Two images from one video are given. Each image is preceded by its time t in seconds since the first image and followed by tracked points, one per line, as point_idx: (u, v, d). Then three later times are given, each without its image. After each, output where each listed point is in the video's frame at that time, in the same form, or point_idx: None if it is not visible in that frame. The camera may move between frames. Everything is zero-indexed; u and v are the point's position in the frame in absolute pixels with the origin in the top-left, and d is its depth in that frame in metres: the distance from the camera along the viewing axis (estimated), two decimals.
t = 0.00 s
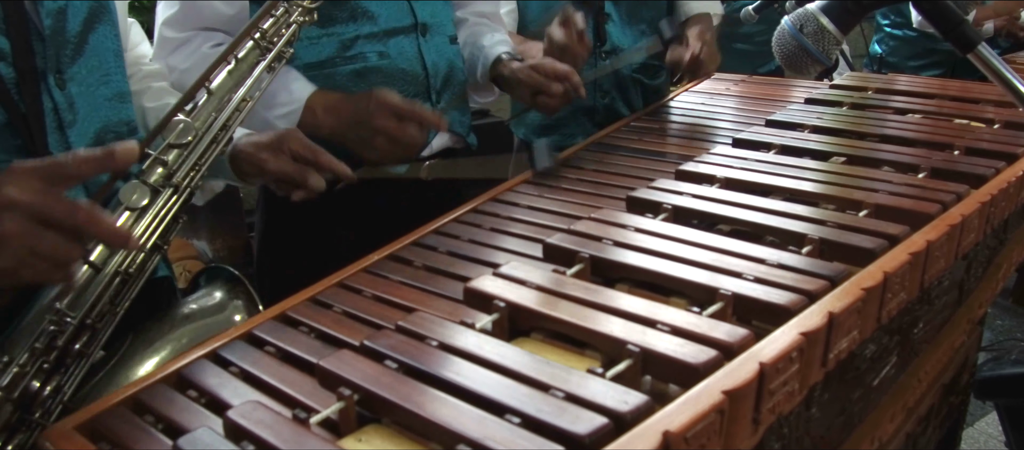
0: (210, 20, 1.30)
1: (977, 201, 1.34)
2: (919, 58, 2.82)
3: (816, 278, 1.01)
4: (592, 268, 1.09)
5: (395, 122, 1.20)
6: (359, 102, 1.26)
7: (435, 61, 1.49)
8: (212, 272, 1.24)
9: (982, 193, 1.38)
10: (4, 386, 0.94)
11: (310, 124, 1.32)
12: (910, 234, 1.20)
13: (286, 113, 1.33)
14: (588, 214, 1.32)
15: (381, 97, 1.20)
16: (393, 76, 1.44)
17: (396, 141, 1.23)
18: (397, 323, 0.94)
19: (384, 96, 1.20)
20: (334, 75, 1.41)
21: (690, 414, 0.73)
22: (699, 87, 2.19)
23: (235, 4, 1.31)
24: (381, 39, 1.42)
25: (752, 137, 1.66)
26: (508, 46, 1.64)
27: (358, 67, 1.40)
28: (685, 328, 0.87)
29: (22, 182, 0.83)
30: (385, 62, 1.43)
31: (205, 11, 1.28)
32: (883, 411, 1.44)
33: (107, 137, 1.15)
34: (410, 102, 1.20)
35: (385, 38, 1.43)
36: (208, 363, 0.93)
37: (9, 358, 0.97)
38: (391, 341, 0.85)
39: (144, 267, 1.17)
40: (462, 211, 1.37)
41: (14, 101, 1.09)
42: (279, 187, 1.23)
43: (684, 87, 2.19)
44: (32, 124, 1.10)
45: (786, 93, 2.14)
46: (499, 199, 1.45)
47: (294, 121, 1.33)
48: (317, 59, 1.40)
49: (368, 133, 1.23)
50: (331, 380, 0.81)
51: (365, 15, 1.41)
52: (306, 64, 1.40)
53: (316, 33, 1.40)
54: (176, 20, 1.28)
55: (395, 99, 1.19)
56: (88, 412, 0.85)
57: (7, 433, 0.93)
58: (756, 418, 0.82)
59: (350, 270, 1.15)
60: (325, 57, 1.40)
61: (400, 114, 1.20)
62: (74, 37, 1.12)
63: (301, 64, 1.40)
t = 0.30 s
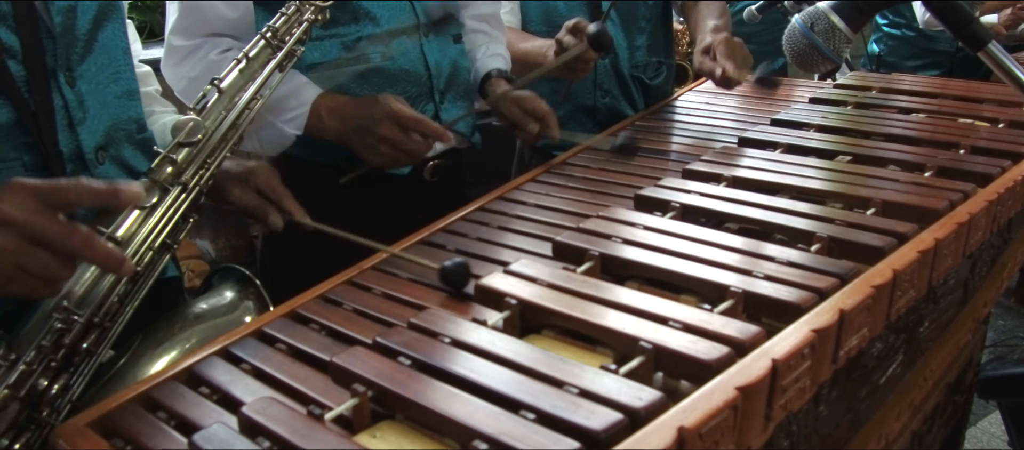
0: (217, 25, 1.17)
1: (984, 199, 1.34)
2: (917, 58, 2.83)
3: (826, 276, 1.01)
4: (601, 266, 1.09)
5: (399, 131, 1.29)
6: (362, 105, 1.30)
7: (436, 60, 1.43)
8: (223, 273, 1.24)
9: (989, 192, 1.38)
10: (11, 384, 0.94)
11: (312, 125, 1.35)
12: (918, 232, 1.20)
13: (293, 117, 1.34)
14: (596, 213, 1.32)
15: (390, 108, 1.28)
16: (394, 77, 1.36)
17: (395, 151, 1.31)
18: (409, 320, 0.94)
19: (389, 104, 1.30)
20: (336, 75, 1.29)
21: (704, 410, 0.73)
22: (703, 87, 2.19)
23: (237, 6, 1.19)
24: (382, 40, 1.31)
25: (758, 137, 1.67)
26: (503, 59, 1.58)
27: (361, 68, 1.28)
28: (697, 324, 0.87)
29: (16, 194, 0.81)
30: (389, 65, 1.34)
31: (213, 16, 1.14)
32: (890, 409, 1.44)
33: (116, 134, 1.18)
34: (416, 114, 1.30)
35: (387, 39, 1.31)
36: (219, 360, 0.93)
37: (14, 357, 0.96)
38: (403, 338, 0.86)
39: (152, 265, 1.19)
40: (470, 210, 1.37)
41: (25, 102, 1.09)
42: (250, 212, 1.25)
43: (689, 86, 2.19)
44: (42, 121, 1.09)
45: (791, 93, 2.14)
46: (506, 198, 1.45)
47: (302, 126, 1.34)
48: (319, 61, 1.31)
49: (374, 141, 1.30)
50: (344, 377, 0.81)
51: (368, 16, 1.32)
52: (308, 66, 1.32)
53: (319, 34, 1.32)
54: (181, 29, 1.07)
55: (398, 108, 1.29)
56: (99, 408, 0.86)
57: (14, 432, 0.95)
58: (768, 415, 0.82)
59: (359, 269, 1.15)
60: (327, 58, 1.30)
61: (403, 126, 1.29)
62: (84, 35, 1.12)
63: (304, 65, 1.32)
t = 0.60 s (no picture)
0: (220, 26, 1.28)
1: (985, 198, 1.34)
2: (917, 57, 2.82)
3: (827, 275, 1.01)
4: (602, 265, 1.09)
5: (408, 129, 1.27)
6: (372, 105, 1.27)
7: (435, 59, 1.45)
8: (221, 269, 1.23)
9: (991, 191, 1.37)
10: (16, 385, 0.95)
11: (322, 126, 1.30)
12: (919, 231, 1.20)
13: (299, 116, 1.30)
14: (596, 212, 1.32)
15: (400, 104, 1.25)
16: (393, 75, 1.39)
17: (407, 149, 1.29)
18: (408, 320, 0.94)
19: (399, 101, 1.26)
20: (335, 74, 1.37)
21: (704, 410, 0.73)
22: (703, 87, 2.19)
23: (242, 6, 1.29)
24: (380, 39, 1.38)
25: (759, 136, 1.66)
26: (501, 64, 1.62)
27: (359, 67, 1.36)
28: (697, 323, 0.87)
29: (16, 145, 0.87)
30: (386, 62, 1.38)
31: (217, 18, 1.26)
32: (890, 409, 1.43)
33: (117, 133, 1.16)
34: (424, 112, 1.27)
35: (385, 37, 1.38)
36: (218, 359, 0.93)
37: (19, 357, 0.97)
38: (402, 337, 0.85)
39: (154, 264, 1.19)
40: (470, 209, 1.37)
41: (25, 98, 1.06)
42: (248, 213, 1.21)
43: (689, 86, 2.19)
44: (44, 119, 1.08)
45: (791, 92, 2.14)
46: (506, 197, 1.44)
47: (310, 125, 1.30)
48: (317, 60, 1.38)
49: (383, 138, 1.28)
50: (343, 376, 0.81)
51: (366, 15, 1.36)
52: (309, 65, 1.38)
53: (316, 34, 1.38)
54: (184, 27, 1.25)
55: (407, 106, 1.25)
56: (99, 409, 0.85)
57: (20, 432, 0.95)
58: (769, 414, 0.82)
59: (359, 267, 1.15)
60: (326, 57, 1.37)
61: (411, 124, 1.26)
62: (83, 32, 1.12)
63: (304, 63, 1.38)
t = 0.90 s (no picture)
0: (207, 24, 1.25)
1: (986, 199, 1.34)
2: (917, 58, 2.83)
3: (828, 276, 1.01)
4: (602, 266, 1.09)
5: (381, 144, 1.24)
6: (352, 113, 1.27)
7: (435, 59, 1.46)
8: (222, 271, 1.23)
9: (992, 192, 1.37)
10: (12, 385, 0.92)
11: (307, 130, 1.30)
12: (919, 232, 1.20)
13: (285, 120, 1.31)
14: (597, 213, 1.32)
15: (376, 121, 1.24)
16: (393, 75, 1.39)
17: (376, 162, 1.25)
18: (408, 320, 0.94)
19: (376, 114, 1.26)
20: (333, 74, 1.37)
21: (704, 411, 0.73)
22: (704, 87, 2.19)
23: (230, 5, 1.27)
24: (380, 39, 1.38)
25: (760, 136, 1.66)
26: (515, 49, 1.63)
27: (359, 66, 1.35)
28: (698, 324, 0.87)
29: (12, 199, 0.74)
30: (387, 62, 1.38)
31: (204, 17, 1.25)
32: (891, 410, 1.43)
33: (117, 132, 1.17)
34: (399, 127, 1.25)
35: (385, 37, 1.39)
36: (219, 360, 0.93)
37: (16, 356, 0.94)
38: (403, 338, 0.85)
39: (154, 264, 1.20)
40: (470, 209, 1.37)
41: (23, 97, 1.08)
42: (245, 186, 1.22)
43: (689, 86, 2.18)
44: (41, 120, 1.09)
45: (792, 93, 2.13)
46: (507, 198, 1.45)
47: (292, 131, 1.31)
48: (318, 61, 1.38)
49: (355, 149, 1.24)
50: (344, 377, 0.81)
51: (366, 16, 1.38)
52: (308, 66, 1.38)
53: (317, 34, 1.39)
54: (173, 26, 1.23)
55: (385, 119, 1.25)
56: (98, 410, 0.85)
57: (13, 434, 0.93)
58: (769, 415, 0.82)
59: (359, 268, 1.15)
60: (326, 58, 1.37)
61: (385, 140, 1.24)
62: (83, 32, 1.12)
63: (303, 65, 1.38)
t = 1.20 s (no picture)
0: (201, 28, 1.28)
1: (987, 198, 1.34)
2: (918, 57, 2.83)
3: (829, 274, 1.01)
4: (604, 264, 1.09)
5: (369, 160, 1.21)
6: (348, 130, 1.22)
7: (435, 59, 1.46)
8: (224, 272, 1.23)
9: (992, 191, 1.38)
10: (7, 388, 0.93)
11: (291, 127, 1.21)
12: (920, 231, 1.20)
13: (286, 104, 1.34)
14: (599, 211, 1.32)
15: (368, 142, 1.21)
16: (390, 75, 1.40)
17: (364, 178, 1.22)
18: (410, 318, 0.94)
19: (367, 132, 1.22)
20: (332, 75, 1.37)
21: (706, 408, 0.73)
22: (705, 86, 2.19)
23: (220, 4, 1.28)
24: (378, 40, 1.41)
25: (760, 136, 1.67)
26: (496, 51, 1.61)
27: (358, 67, 1.38)
28: (700, 322, 0.87)
29: None
30: (384, 63, 1.40)
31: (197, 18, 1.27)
32: (892, 409, 1.43)
33: (117, 132, 1.16)
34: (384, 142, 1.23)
35: (382, 38, 1.42)
36: (222, 357, 0.93)
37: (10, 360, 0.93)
38: (406, 336, 0.86)
39: (151, 265, 1.15)
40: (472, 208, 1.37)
41: (21, 97, 1.07)
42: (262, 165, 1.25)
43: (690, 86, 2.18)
44: (40, 119, 1.08)
45: (793, 92, 2.13)
46: (508, 196, 1.45)
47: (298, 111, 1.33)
48: (317, 60, 1.37)
49: (345, 165, 1.22)
50: (347, 374, 0.81)
51: (362, 17, 1.40)
52: (307, 65, 1.36)
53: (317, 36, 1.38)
54: (168, 32, 1.27)
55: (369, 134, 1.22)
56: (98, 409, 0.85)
57: (10, 435, 0.93)
58: (771, 412, 0.82)
59: (361, 266, 1.15)
60: (324, 58, 1.37)
61: (376, 161, 1.22)
62: (82, 32, 1.12)
63: (302, 66, 1.37)
